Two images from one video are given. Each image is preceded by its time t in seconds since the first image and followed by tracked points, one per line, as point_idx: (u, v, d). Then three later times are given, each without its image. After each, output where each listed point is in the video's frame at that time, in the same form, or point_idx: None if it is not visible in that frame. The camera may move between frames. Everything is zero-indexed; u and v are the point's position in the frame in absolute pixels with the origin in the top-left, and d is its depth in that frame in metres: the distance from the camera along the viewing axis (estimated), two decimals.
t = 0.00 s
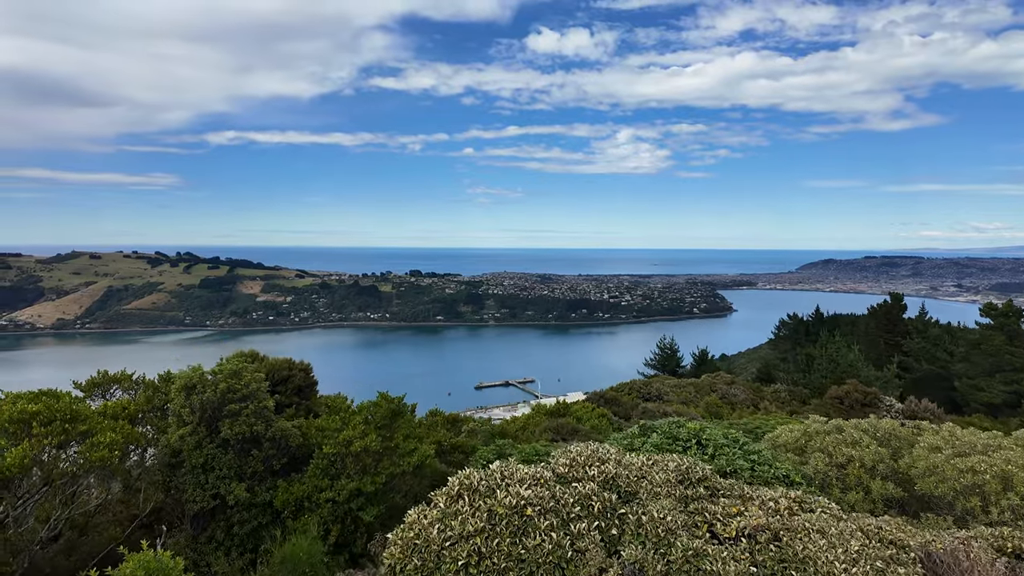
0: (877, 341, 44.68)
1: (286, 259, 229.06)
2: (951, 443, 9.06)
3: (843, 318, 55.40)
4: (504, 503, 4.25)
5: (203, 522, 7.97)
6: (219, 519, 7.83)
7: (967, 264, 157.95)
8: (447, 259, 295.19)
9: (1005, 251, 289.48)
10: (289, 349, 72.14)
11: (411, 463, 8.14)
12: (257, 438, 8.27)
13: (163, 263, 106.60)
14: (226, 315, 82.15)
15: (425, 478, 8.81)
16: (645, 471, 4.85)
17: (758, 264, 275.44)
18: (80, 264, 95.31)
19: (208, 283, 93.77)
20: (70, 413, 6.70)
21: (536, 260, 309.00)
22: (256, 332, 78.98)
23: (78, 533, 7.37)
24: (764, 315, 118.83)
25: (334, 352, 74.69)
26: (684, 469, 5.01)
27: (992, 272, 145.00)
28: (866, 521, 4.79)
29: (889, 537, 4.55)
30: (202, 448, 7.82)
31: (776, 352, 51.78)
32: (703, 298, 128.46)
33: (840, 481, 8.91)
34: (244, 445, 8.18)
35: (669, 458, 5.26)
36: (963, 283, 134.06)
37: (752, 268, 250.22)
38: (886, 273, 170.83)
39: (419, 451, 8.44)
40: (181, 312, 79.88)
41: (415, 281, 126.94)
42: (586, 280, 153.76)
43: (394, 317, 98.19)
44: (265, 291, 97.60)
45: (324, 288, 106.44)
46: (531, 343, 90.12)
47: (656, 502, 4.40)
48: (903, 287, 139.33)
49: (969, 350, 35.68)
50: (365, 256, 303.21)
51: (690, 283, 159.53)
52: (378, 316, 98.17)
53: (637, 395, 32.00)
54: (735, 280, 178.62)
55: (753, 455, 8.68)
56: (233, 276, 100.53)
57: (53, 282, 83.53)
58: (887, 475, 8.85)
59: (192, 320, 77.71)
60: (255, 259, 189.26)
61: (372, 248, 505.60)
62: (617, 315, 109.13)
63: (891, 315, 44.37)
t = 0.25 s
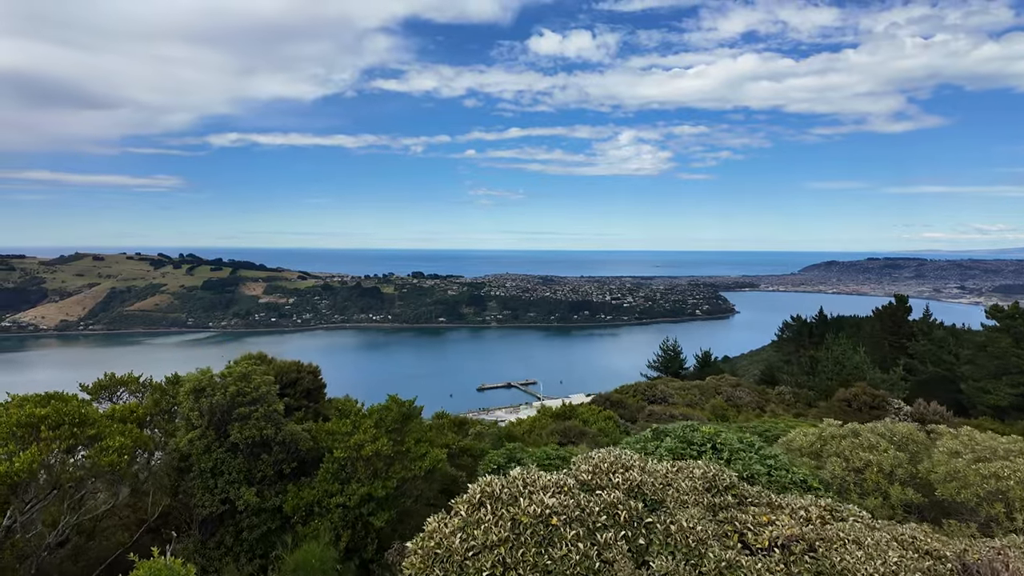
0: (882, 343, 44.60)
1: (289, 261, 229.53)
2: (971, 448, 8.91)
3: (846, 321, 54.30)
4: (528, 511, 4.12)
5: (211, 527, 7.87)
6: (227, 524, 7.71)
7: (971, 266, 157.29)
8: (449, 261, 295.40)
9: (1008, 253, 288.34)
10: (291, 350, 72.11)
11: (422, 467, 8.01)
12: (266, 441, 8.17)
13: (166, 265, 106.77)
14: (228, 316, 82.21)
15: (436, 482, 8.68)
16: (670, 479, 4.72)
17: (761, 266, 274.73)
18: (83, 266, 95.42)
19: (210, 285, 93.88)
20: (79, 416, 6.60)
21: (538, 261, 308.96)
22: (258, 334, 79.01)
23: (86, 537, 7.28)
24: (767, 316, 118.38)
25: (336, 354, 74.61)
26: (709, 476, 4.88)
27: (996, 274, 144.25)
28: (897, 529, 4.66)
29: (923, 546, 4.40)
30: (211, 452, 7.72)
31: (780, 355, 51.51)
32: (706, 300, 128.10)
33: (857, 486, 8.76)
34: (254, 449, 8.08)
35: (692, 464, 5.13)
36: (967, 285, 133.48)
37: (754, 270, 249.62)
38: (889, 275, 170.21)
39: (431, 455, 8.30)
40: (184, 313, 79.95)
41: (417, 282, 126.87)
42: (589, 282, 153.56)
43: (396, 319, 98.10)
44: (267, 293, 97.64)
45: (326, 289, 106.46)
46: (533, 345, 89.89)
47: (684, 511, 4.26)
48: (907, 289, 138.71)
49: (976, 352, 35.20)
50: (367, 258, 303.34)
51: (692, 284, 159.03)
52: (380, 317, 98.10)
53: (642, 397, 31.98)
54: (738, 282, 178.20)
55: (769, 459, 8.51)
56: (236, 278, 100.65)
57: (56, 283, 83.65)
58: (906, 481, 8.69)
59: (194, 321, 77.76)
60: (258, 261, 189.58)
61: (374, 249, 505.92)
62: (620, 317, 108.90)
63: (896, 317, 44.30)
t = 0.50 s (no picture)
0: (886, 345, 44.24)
1: (290, 262, 229.57)
2: (986, 452, 8.78)
3: (849, 322, 54.14)
4: (547, 524, 3.97)
5: (218, 533, 7.74)
6: (235, 530, 7.59)
7: (973, 268, 156.89)
8: (450, 263, 295.55)
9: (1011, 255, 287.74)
10: (292, 351, 72.07)
11: (433, 472, 7.88)
12: (275, 446, 8.06)
13: (168, 266, 106.86)
14: (230, 318, 82.17)
15: (446, 487, 8.55)
16: (694, 487, 4.60)
17: (762, 267, 274.23)
18: (84, 268, 95.50)
19: (212, 286, 93.87)
20: (86, 421, 6.48)
21: (539, 263, 308.98)
22: (259, 335, 78.93)
23: (92, 543, 7.16)
24: (769, 318, 118.03)
25: (337, 355, 74.51)
26: (733, 484, 4.76)
27: (998, 276, 143.83)
28: (929, 539, 4.52)
29: (957, 555, 4.28)
30: (219, 456, 7.59)
31: (782, 356, 51.26)
32: (707, 301, 127.92)
33: (874, 490, 8.62)
34: (262, 453, 7.97)
35: (712, 471, 5.04)
36: (969, 287, 132.98)
37: (755, 271, 249.19)
38: (891, 276, 169.82)
39: (441, 460, 8.18)
40: (185, 315, 79.99)
41: (418, 284, 126.77)
42: (590, 283, 153.28)
43: (397, 320, 97.92)
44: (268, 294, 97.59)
45: (328, 290, 106.38)
46: (535, 346, 89.68)
47: (711, 522, 4.14)
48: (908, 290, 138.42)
49: (981, 354, 34.97)
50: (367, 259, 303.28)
51: (693, 286, 158.82)
52: (381, 318, 98.00)
53: (647, 399, 32.17)
54: (739, 283, 177.88)
55: (784, 463, 8.39)
56: (237, 279, 100.67)
57: (58, 285, 83.67)
58: (923, 486, 8.54)
59: (196, 323, 77.77)
60: (258, 262, 189.57)
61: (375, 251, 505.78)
62: (621, 319, 108.68)
63: (900, 319, 43.86)
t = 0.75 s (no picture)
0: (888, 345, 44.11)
1: (290, 263, 229.33)
2: (1002, 455, 8.67)
3: (850, 322, 54.08)
4: (570, 532, 3.83)
5: (224, 537, 7.62)
6: (242, 534, 7.47)
7: (972, 268, 156.84)
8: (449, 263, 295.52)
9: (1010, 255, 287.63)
10: (292, 351, 71.83)
11: (443, 475, 7.74)
12: (282, 449, 7.92)
13: (168, 267, 106.71)
14: (230, 319, 82.01)
15: (454, 490, 8.42)
16: (719, 493, 4.47)
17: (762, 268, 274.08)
18: (84, 268, 95.34)
19: (211, 286, 93.73)
20: (90, 424, 6.35)
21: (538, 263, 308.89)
22: (259, 336, 78.76)
23: (95, 548, 7.03)
24: (769, 318, 117.86)
25: (338, 356, 74.33)
26: (758, 489, 4.64)
27: (998, 276, 143.81)
28: (962, 547, 4.39)
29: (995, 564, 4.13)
30: (225, 460, 7.47)
31: (783, 356, 51.09)
32: (707, 302, 127.68)
33: (888, 494, 8.49)
34: (269, 457, 7.84)
35: (736, 476, 4.90)
36: (969, 287, 132.85)
37: (755, 272, 249.07)
38: (891, 276, 169.74)
39: (451, 463, 8.04)
40: (185, 315, 79.86)
41: (418, 284, 126.65)
42: (590, 284, 153.11)
43: (397, 321, 97.69)
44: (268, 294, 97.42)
45: (328, 291, 106.21)
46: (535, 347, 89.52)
47: (738, 530, 4.00)
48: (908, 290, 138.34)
49: (983, 354, 34.86)
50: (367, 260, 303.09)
51: (693, 286, 158.80)
52: (381, 319, 97.78)
53: (649, 399, 32.04)
54: (739, 283, 177.77)
55: (799, 465, 8.26)
56: (237, 279, 100.50)
57: (58, 285, 83.53)
58: (939, 489, 8.43)
59: (196, 324, 77.64)
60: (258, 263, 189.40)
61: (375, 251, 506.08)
62: (621, 319, 108.49)
63: (901, 319, 43.69)
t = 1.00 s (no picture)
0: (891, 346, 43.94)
1: (291, 264, 229.41)
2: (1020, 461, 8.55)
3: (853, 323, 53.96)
4: (597, 546, 3.69)
5: (231, 543, 7.50)
6: (249, 540, 7.33)
7: (973, 268, 156.71)
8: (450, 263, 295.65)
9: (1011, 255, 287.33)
10: (293, 352, 71.64)
11: (454, 481, 7.60)
12: (290, 454, 7.80)
13: (169, 267, 106.59)
14: (230, 319, 81.86)
15: (465, 496, 8.29)
16: (748, 504, 4.35)
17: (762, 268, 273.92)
18: (85, 269, 95.23)
19: (212, 287, 93.60)
20: (97, 429, 6.21)
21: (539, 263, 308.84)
22: (260, 336, 78.59)
23: (101, 554, 6.90)
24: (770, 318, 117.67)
25: (339, 356, 74.15)
26: (787, 499, 4.52)
27: (999, 277, 143.66)
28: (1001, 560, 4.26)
29: None
30: (233, 465, 7.34)
31: (784, 357, 50.87)
32: (708, 302, 127.42)
33: (906, 500, 8.35)
34: (277, 462, 7.71)
35: (762, 487, 4.79)
36: (970, 287, 132.68)
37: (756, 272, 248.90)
38: (892, 277, 169.58)
39: (462, 468, 7.91)
40: (186, 316, 79.75)
41: (419, 285, 126.50)
42: (590, 284, 152.94)
43: (398, 321, 97.47)
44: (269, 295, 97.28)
45: (329, 291, 106.08)
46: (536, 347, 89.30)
47: (770, 542, 3.85)
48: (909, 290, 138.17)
49: (987, 354, 34.71)
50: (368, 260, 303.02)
51: (694, 287, 156.83)
52: (382, 320, 97.57)
53: (653, 401, 31.88)
54: (739, 284, 177.59)
55: (816, 470, 8.12)
56: (238, 280, 100.38)
57: (59, 286, 83.42)
58: (957, 495, 8.28)
59: (196, 324, 77.51)
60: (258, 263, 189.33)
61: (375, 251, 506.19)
62: (622, 320, 108.28)
63: (904, 320, 43.67)
